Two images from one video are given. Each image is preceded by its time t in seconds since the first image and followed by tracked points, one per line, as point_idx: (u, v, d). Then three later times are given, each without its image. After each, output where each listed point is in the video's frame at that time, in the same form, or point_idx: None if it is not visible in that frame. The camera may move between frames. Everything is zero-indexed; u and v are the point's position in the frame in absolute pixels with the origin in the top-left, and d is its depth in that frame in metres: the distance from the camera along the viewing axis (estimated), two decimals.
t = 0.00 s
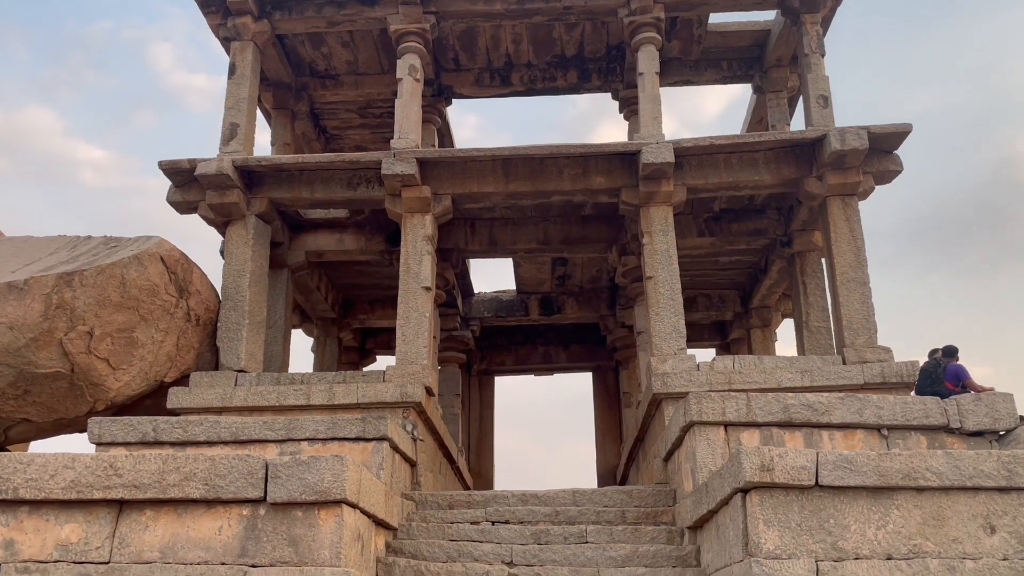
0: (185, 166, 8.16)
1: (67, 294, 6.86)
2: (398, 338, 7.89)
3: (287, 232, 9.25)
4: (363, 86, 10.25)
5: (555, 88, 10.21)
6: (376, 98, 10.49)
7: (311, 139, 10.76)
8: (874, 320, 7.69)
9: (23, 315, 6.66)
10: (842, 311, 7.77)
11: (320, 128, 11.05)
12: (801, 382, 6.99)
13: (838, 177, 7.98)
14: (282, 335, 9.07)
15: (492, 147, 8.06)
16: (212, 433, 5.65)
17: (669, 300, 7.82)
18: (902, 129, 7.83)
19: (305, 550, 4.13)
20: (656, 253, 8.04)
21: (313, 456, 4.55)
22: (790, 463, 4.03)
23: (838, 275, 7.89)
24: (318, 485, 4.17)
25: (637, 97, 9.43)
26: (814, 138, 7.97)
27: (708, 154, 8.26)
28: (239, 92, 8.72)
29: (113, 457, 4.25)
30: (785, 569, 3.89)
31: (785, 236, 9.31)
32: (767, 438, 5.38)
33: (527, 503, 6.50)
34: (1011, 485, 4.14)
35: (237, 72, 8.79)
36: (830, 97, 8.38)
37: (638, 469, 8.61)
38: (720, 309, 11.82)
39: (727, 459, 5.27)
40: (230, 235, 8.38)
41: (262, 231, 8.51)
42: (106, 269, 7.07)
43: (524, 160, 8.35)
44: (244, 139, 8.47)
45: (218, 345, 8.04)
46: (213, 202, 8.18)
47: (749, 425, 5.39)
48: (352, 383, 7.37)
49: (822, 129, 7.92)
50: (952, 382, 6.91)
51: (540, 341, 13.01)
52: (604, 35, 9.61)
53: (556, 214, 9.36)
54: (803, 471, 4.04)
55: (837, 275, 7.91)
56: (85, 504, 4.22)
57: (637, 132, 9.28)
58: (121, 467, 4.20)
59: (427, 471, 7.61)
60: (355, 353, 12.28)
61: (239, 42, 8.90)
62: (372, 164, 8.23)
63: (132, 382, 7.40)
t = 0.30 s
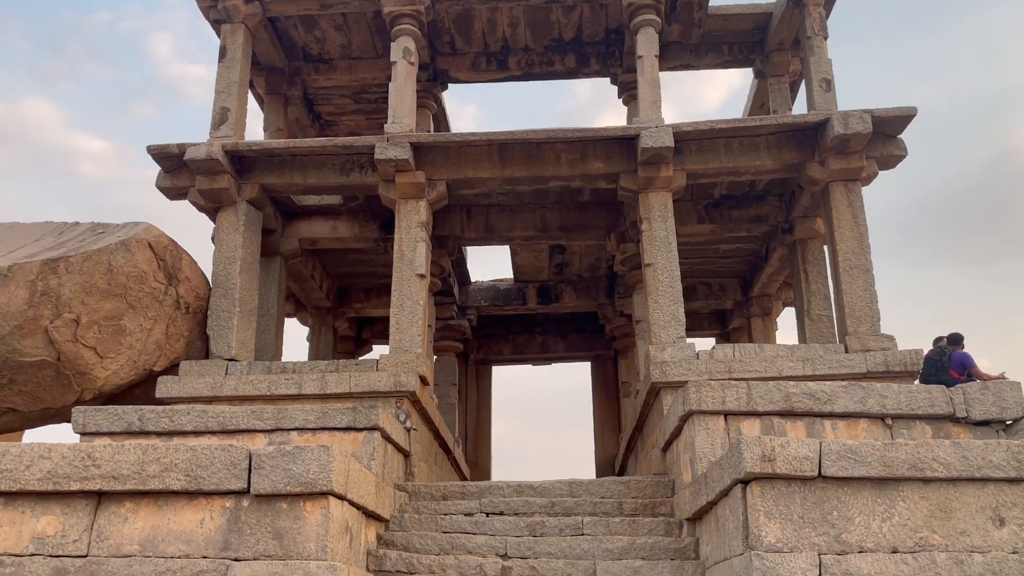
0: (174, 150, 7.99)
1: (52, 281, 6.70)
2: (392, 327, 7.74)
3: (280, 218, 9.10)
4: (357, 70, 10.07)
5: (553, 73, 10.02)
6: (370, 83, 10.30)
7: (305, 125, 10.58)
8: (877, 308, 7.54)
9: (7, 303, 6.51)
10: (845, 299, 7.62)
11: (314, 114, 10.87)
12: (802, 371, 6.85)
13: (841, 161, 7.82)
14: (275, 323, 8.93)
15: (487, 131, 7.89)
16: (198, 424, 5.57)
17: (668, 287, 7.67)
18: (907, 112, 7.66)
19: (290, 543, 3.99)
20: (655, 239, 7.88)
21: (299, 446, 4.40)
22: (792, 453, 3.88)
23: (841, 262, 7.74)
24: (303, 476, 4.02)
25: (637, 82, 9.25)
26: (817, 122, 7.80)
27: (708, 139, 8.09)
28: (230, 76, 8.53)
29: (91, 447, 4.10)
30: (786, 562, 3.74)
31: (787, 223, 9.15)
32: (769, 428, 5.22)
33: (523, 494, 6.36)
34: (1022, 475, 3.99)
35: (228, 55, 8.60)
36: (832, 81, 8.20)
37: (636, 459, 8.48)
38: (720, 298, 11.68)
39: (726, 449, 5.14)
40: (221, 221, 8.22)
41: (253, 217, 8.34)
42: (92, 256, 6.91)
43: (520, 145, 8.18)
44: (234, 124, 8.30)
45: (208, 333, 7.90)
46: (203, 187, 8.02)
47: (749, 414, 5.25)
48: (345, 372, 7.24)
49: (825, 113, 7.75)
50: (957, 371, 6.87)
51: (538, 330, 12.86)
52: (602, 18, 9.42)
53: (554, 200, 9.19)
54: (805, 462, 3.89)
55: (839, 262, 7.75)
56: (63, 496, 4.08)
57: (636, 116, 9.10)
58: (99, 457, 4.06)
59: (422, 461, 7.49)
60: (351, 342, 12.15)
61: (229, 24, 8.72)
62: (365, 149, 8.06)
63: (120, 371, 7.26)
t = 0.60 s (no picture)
0: (167, 133, 7.85)
1: (42, 266, 6.59)
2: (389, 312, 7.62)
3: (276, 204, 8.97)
4: (354, 53, 9.91)
5: (553, 56, 9.86)
6: (367, 66, 10.14)
7: (301, 109, 10.44)
8: (882, 293, 7.41)
9: None
10: (850, 284, 7.48)
11: (311, 99, 10.72)
12: (806, 358, 6.73)
13: (846, 144, 7.67)
14: (270, 310, 8.80)
15: (485, 113, 7.74)
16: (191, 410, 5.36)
17: (670, 272, 7.54)
18: (914, 94, 7.50)
19: (281, 531, 3.87)
20: (657, 223, 7.74)
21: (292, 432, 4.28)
22: (798, 439, 3.75)
23: (846, 247, 7.60)
24: (295, 463, 3.90)
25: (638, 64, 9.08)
26: (822, 104, 7.64)
27: (711, 121, 7.94)
28: (224, 58, 8.38)
29: (76, 432, 3.98)
30: (792, 551, 3.62)
31: (790, 208, 9.01)
32: (772, 414, 5.12)
33: (521, 482, 6.25)
34: None
35: (222, 37, 8.45)
36: (838, 62, 8.04)
37: (637, 447, 8.37)
38: (722, 285, 11.55)
39: (729, 435, 5.02)
40: (214, 206, 8.09)
41: (247, 202, 8.21)
42: (83, 240, 6.78)
43: (519, 128, 8.03)
44: (228, 106, 8.14)
45: (202, 319, 7.77)
46: (196, 171, 7.88)
47: (753, 400, 5.13)
48: (341, 359, 7.12)
49: (830, 95, 7.59)
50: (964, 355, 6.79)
51: (537, 317, 12.74)
52: None
53: (554, 185, 9.05)
54: (813, 448, 3.76)
55: (844, 247, 7.62)
56: (47, 483, 3.96)
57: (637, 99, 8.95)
58: (84, 443, 3.94)
59: (420, 449, 7.39)
60: (349, 330, 12.03)
61: (223, 6, 8.56)
62: (361, 132, 7.92)
63: (112, 358, 7.13)
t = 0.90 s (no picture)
0: (158, 113, 7.69)
1: (30, 247, 6.44)
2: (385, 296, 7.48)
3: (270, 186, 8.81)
4: (350, 33, 9.72)
5: (552, 36, 9.67)
6: (363, 47, 9.96)
7: (297, 91, 10.27)
8: (888, 276, 7.27)
9: None
10: (854, 267, 7.34)
11: (306, 80, 10.55)
12: (810, 341, 6.60)
13: (852, 124, 7.51)
14: (265, 294, 8.66)
15: (483, 93, 7.57)
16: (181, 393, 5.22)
17: (671, 255, 7.39)
18: (921, 72, 7.34)
19: (270, 516, 3.73)
20: (658, 205, 7.58)
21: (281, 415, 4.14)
22: (804, 421, 3.61)
23: (851, 229, 7.45)
24: (283, 446, 3.77)
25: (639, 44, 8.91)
26: (827, 83, 7.48)
27: (714, 101, 7.78)
28: (216, 36, 8.21)
29: (57, 414, 3.85)
30: (798, 536, 3.48)
31: (794, 190, 8.85)
32: (776, 397, 4.98)
33: (519, 467, 6.13)
34: None
35: (214, 15, 8.28)
36: (843, 41, 7.87)
37: (637, 433, 8.25)
38: (723, 270, 11.40)
39: (732, 418, 4.89)
40: (207, 187, 7.94)
41: (240, 184, 8.06)
42: (71, 221, 6.63)
43: (518, 108, 7.86)
44: (221, 86, 7.97)
45: (195, 303, 7.63)
46: (188, 152, 7.72)
47: (757, 383, 5.01)
48: (336, 343, 6.99)
49: (836, 73, 7.43)
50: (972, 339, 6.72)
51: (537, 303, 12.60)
52: None
53: (553, 167, 8.89)
54: (820, 431, 3.61)
55: (849, 229, 7.47)
56: (27, 467, 3.84)
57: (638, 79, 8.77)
58: (66, 425, 3.81)
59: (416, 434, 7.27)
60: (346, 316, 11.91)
61: None
62: (356, 112, 7.76)
63: (103, 341, 7.00)
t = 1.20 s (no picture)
0: (148, 93, 7.54)
1: (16, 229, 6.32)
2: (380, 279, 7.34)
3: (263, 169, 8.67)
4: (344, 13, 9.55)
5: (551, 16, 9.50)
6: (358, 27, 9.78)
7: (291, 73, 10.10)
8: (891, 258, 7.14)
9: None
10: (857, 249, 7.20)
11: (301, 62, 10.38)
12: (812, 324, 6.47)
13: (856, 104, 7.35)
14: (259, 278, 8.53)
15: (479, 72, 7.42)
16: (167, 375, 5.08)
17: (671, 237, 7.24)
18: (927, 51, 7.18)
19: (254, 501, 3.61)
20: (657, 186, 7.44)
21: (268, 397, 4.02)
22: (808, 402, 3.47)
23: (854, 211, 7.31)
24: (269, 428, 3.64)
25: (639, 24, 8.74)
26: (831, 62, 7.32)
27: (715, 80, 7.62)
28: (207, 15, 8.04)
29: (35, 396, 3.72)
30: (802, 521, 3.35)
31: (796, 172, 8.70)
32: (777, 379, 4.85)
33: (516, 452, 6.01)
34: None
35: None
36: (847, 19, 7.70)
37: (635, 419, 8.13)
38: (724, 255, 11.26)
39: (733, 402, 4.77)
40: (198, 169, 7.80)
41: (232, 166, 7.92)
42: (58, 202, 6.50)
43: (515, 87, 7.71)
44: (212, 65, 7.81)
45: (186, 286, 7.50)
46: (178, 132, 7.57)
47: (758, 365, 4.88)
48: (329, 327, 6.86)
49: (840, 51, 7.27)
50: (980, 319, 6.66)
51: (535, 289, 12.46)
52: None
53: (551, 149, 8.73)
54: (825, 413, 3.48)
55: (852, 211, 7.32)
56: (5, 450, 3.71)
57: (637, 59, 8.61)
58: (44, 407, 3.68)
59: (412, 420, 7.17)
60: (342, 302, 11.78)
61: None
62: (350, 92, 7.60)
63: (92, 325, 6.88)
